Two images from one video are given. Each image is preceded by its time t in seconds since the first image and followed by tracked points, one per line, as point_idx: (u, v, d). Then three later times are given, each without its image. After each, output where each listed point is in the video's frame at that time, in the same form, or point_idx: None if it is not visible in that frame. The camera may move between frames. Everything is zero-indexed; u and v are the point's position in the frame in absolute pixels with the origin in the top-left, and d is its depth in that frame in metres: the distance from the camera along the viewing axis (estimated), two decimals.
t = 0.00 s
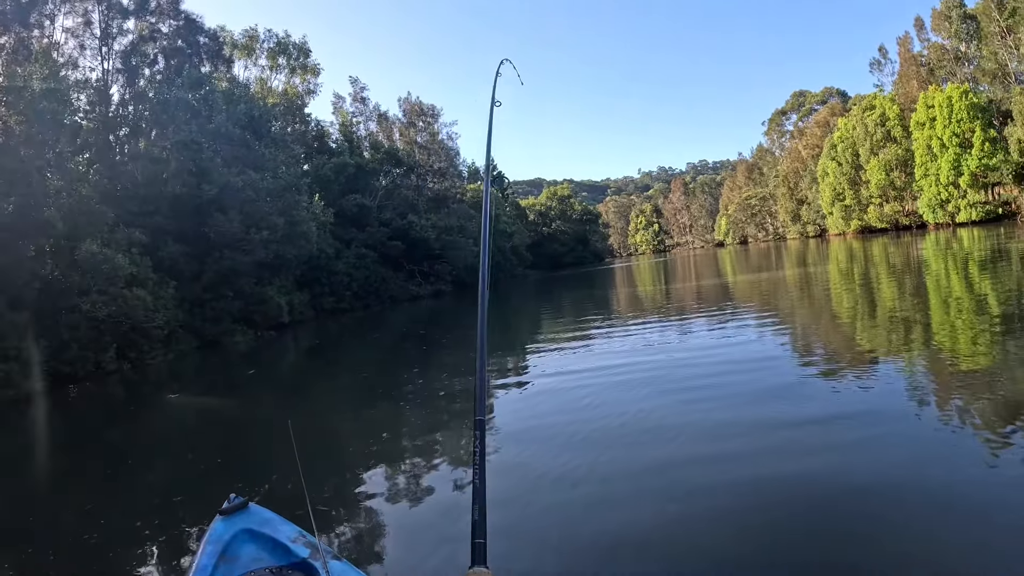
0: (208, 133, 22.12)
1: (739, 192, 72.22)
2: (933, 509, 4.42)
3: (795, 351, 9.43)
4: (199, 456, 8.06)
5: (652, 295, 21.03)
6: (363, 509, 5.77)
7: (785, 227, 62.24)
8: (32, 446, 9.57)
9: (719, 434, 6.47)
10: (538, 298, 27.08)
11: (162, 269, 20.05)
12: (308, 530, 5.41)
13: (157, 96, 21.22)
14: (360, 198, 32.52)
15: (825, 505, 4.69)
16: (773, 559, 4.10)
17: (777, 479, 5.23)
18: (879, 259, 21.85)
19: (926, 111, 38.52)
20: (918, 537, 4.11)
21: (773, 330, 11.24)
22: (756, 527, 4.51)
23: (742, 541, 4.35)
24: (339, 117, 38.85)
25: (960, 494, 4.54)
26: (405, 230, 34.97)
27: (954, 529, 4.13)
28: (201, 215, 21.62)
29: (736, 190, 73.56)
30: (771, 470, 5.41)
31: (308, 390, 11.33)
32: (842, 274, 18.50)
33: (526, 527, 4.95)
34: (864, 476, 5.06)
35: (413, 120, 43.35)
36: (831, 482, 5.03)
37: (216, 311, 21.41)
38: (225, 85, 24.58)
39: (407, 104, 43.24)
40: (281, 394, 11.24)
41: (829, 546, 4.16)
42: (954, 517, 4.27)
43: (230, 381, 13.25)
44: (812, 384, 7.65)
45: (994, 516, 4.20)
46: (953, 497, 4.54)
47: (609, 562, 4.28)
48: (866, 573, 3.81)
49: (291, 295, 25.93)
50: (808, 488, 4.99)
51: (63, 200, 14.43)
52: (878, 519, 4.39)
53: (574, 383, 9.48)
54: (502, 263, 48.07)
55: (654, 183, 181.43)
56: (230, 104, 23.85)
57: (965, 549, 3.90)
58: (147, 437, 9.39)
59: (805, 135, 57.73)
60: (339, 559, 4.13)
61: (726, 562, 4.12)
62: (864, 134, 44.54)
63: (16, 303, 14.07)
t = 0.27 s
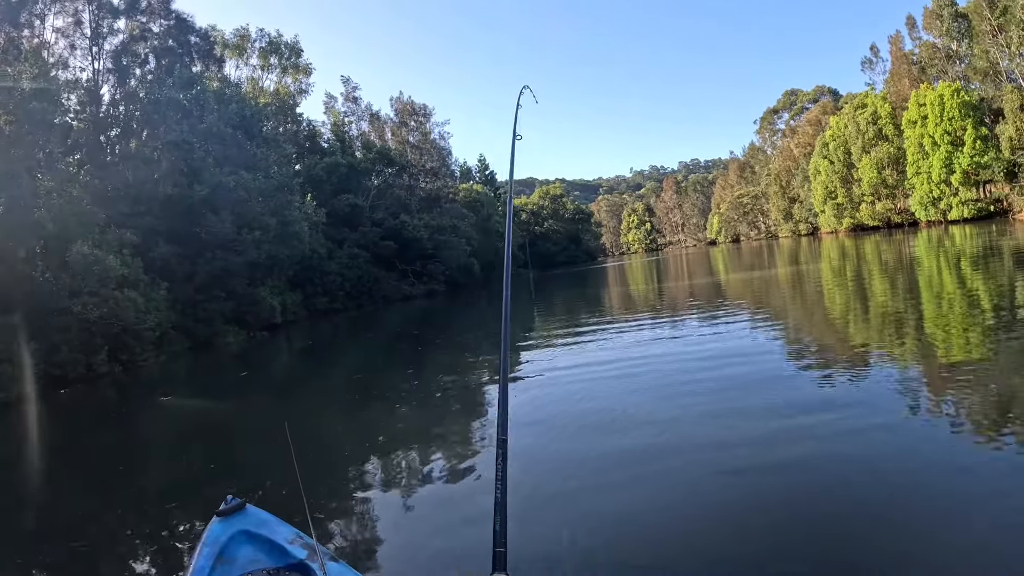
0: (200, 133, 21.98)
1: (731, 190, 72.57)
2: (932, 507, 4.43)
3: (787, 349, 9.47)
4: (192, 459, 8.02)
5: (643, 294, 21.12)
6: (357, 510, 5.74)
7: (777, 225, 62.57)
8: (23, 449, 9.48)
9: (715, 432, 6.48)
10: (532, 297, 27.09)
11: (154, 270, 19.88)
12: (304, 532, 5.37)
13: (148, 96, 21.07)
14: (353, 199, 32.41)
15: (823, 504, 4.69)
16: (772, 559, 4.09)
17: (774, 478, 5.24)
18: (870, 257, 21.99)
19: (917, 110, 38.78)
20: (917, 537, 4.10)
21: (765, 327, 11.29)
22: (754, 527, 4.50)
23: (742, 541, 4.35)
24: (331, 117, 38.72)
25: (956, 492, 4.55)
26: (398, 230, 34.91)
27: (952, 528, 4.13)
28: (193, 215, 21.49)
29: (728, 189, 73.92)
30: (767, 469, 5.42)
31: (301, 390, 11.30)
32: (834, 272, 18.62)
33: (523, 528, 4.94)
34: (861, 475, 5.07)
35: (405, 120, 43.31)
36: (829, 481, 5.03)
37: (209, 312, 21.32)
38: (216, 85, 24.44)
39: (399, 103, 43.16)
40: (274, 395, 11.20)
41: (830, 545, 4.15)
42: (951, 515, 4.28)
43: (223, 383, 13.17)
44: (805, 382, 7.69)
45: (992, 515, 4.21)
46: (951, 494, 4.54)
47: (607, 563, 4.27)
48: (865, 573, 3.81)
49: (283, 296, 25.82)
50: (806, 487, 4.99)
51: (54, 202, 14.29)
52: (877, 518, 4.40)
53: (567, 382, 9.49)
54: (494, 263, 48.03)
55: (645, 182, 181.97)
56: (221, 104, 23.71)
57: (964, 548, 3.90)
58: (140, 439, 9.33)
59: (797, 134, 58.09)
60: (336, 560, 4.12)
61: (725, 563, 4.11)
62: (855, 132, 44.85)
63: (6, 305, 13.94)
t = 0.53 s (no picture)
0: (194, 133, 21.86)
1: (725, 189, 72.80)
2: (932, 507, 4.42)
3: (783, 348, 9.49)
4: (188, 461, 7.98)
5: (638, 293, 21.15)
6: (354, 512, 5.69)
7: (772, 224, 62.81)
8: (17, 452, 9.41)
9: (712, 431, 6.48)
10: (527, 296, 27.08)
11: (148, 271, 19.69)
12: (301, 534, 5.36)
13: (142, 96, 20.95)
14: (348, 199, 32.33)
15: (822, 504, 4.68)
16: (771, 559, 4.08)
17: (773, 477, 5.22)
18: (865, 255, 22.08)
19: (911, 109, 38.95)
20: (916, 538, 4.09)
21: (760, 326, 11.31)
22: (753, 527, 4.49)
23: (743, 541, 4.34)
24: (325, 117, 38.63)
25: (957, 492, 4.55)
26: (393, 230, 34.89)
27: (952, 529, 4.12)
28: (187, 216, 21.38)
29: (722, 188, 74.15)
30: (766, 467, 5.41)
31: (296, 392, 11.26)
32: (830, 271, 18.69)
33: (523, 530, 4.91)
34: (860, 474, 5.06)
35: (399, 120, 43.27)
36: (828, 480, 5.02)
37: (203, 313, 21.24)
38: (210, 85, 24.35)
39: (393, 103, 43.11)
40: (270, 396, 11.16)
41: (831, 544, 4.15)
42: (951, 515, 4.27)
43: (219, 384, 13.11)
44: (801, 381, 7.71)
45: (992, 516, 4.20)
46: (951, 495, 4.53)
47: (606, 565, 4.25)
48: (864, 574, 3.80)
49: (278, 297, 25.72)
50: (806, 486, 4.98)
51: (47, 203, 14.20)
52: (876, 518, 4.39)
53: (564, 381, 9.48)
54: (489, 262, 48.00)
55: (639, 181, 182.26)
56: (215, 104, 23.61)
57: (963, 550, 3.89)
58: (135, 442, 9.27)
59: (791, 133, 58.29)
60: (334, 561, 4.10)
61: (723, 563, 4.10)
62: (850, 131, 45.05)
63: None
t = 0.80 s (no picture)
0: (186, 133, 21.74)
1: (718, 187, 73.07)
2: (931, 503, 4.41)
3: (775, 345, 9.55)
4: (181, 462, 7.95)
5: (632, 291, 21.22)
6: (350, 512, 5.69)
7: (764, 222, 63.08)
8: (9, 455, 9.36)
9: (710, 430, 6.48)
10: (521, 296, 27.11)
11: (140, 272, 19.42)
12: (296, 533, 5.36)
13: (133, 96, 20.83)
14: (341, 199, 32.21)
15: (820, 500, 4.69)
16: (767, 556, 4.08)
17: (770, 475, 5.23)
18: (857, 253, 22.24)
19: (904, 106, 39.18)
20: (913, 533, 4.10)
21: (753, 324, 11.37)
22: (751, 524, 4.49)
23: (742, 537, 4.36)
24: (318, 116, 38.51)
25: (953, 486, 4.58)
26: (386, 230, 34.83)
27: (951, 524, 4.12)
28: (179, 217, 21.28)
29: (715, 186, 74.43)
30: (763, 464, 5.44)
31: (290, 392, 11.24)
32: (822, 268, 18.81)
33: (522, 529, 4.88)
34: (856, 469, 5.08)
35: (392, 120, 43.23)
36: (825, 477, 5.05)
37: (196, 315, 21.17)
38: (202, 86, 24.29)
39: (386, 103, 43.05)
40: (264, 397, 11.13)
41: (829, 538, 4.18)
42: (949, 510, 4.27)
43: (213, 386, 13.06)
44: (794, 378, 7.76)
45: (987, 510, 4.21)
46: (948, 490, 4.54)
47: (602, 562, 4.24)
48: (865, 572, 3.80)
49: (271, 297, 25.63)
50: (805, 482, 4.99)
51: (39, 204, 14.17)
52: (873, 514, 4.39)
53: (558, 380, 9.51)
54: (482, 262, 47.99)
55: (631, 180, 182.60)
56: (206, 105, 23.57)
57: (960, 544, 3.90)
58: (129, 444, 9.23)
59: (784, 131, 58.56)
60: (333, 560, 4.10)
61: (722, 561, 4.10)
62: (842, 129, 45.30)
63: None
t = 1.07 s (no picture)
0: (176, 133, 21.57)
1: (709, 185, 73.39)
2: (927, 502, 4.42)
3: (767, 342, 9.60)
4: (174, 464, 7.90)
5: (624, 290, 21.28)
6: (345, 512, 5.68)
7: (755, 219, 63.43)
8: None
9: (705, 428, 6.48)
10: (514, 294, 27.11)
11: (130, 272, 19.25)
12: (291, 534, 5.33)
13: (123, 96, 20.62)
14: (332, 198, 32.08)
15: (816, 499, 4.70)
16: (764, 554, 4.09)
17: (766, 474, 5.24)
18: (848, 250, 22.40)
19: (895, 104, 39.47)
20: (911, 529, 4.12)
21: (745, 321, 11.43)
22: (747, 523, 4.50)
23: (740, 534, 4.37)
24: (308, 115, 38.33)
25: (949, 483, 4.61)
26: (377, 229, 34.71)
27: (947, 524, 4.12)
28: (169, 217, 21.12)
29: (706, 184, 74.75)
30: (759, 461, 5.46)
31: (282, 393, 11.19)
32: (814, 266, 18.94)
33: (517, 529, 4.86)
34: (852, 468, 5.09)
35: (383, 119, 43.14)
36: (822, 474, 5.07)
37: (188, 316, 21.08)
38: (192, 85, 24.17)
39: (376, 102, 42.93)
40: (256, 398, 11.08)
41: (826, 535, 4.20)
42: (945, 507, 4.29)
43: (205, 387, 12.98)
44: (787, 375, 7.81)
45: (983, 508, 4.22)
46: (944, 486, 4.57)
47: (601, 561, 4.24)
48: (863, 568, 3.82)
49: (262, 298, 25.50)
50: (800, 480, 5.00)
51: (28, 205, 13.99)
52: (870, 512, 4.40)
53: (551, 379, 9.51)
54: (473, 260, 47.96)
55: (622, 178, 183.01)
56: (196, 104, 23.43)
57: (958, 543, 3.90)
58: (121, 446, 9.17)
59: (774, 129, 58.88)
60: (329, 559, 4.10)
61: (717, 560, 4.09)
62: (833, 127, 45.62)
63: None
